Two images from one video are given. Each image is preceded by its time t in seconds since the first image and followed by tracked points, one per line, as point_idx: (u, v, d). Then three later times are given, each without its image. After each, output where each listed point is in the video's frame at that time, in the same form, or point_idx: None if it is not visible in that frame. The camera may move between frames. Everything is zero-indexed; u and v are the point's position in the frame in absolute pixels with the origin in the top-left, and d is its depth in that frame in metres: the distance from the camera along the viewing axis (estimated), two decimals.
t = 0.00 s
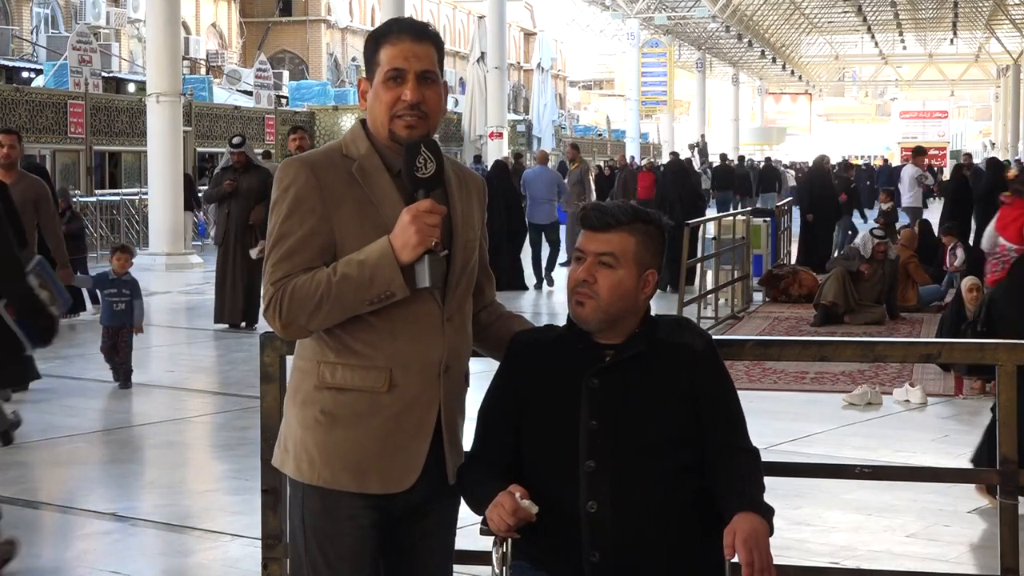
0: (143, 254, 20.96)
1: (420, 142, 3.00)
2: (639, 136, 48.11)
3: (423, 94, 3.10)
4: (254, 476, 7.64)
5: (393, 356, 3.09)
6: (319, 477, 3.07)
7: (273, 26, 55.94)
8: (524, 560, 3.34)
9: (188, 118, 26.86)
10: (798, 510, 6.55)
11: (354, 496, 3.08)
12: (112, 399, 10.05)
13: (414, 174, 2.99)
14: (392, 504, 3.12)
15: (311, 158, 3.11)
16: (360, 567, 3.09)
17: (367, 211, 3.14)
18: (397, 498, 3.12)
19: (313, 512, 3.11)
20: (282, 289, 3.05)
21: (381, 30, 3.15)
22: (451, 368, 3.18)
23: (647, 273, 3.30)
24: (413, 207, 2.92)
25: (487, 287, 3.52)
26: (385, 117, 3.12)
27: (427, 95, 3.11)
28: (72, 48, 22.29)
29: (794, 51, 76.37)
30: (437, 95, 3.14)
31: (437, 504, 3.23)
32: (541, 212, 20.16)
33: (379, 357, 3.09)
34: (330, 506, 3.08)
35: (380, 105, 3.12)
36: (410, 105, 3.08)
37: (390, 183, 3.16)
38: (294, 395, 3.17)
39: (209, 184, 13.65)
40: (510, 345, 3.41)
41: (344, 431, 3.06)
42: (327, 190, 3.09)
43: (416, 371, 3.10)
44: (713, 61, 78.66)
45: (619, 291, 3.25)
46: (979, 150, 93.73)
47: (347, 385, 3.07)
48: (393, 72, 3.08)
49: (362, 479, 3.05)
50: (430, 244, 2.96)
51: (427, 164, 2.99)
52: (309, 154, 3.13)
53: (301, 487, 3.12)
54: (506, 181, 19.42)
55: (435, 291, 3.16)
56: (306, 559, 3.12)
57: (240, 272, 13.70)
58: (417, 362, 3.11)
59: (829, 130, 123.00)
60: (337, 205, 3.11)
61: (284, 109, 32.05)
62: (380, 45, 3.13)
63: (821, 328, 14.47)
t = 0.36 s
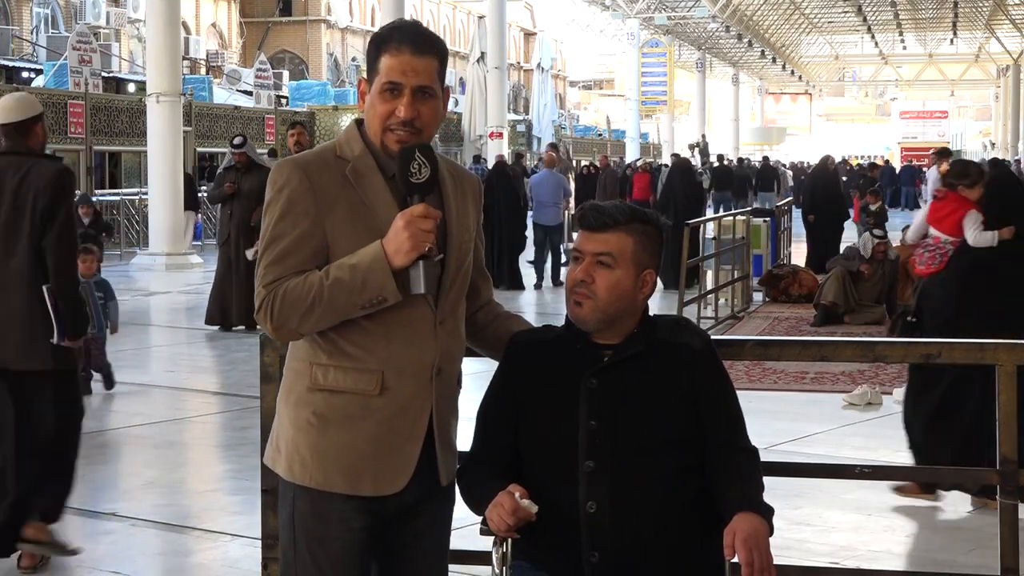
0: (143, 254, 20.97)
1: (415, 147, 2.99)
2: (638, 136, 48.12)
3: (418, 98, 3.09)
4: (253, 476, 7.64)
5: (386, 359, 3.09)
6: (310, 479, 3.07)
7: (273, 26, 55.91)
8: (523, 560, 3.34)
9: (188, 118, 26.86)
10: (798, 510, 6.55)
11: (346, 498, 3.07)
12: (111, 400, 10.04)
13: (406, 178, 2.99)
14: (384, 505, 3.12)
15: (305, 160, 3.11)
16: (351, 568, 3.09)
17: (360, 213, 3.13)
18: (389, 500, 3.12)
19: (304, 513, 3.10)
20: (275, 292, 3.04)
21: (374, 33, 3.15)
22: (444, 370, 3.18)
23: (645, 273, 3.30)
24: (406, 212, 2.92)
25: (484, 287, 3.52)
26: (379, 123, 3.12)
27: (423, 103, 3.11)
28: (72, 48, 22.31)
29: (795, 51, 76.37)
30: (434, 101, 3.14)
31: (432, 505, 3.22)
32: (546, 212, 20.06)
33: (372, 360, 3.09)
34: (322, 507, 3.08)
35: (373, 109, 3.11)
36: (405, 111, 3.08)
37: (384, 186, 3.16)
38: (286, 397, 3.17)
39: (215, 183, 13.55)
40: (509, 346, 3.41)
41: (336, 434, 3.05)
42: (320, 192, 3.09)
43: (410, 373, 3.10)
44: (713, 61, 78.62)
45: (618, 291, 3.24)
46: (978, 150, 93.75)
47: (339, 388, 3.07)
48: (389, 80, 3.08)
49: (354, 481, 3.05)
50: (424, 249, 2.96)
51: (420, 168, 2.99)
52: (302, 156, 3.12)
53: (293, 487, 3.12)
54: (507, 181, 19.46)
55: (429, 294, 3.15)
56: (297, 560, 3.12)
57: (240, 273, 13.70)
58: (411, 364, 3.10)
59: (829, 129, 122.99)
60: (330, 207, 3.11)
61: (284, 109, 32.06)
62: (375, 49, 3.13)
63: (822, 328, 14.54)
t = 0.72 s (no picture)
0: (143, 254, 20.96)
1: (406, 157, 2.98)
2: (638, 136, 48.11)
3: (408, 96, 3.09)
4: (253, 476, 7.64)
5: (381, 362, 3.09)
6: (307, 482, 3.08)
7: (273, 26, 55.90)
8: (524, 560, 3.34)
9: (188, 118, 26.85)
10: (798, 510, 6.55)
11: (343, 502, 3.08)
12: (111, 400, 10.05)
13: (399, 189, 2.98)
14: (380, 508, 3.12)
15: (297, 165, 3.10)
16: (348, 568, 3.09)
17: (353, 218, 3.13)
18: (385, 503, 3.12)
19: (301, 514, 3.12)
20: (268, 301, 3.05)
21: (363, 33, 3.15)
22: (439, 374, 3.18)
23: (643, 274, 3.29)
24: (400, 223, 2.92)
25: (483, 285, 3.51)
26: (370, 122, 3.11)
27: (412, 98, 3.10)
28: (72, 48, 22.35)
29: (794, 51, 76.36)
30: (423, 96, 3.13)
31: (430, 507, 3.22)
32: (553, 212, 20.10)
33: (368, 365, 3.09)
34: (319, 511, 3.09)
35: (365, 109, 3.11)
36: (395, 108, 3.08)
37: (377, 187, 3.15)
38: (283, 401, 3.17)
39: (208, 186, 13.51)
40: (508, 345, 3.41)
41: (331, 438, 3.06)
42: (312, 197, 3.09)
43: (405, 376, 3.10)
44: (713, 61, 78.62)
45: (616, 292, 3.24)
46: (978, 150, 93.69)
47: (336, 392, 3.06)
48: (377, 78, 3.08)
49: (350, 486, 3.06)
50: (418, 260, 2.96)
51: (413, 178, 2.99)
52: (294, 162, 3.13)
53: (289, 489, 3.13)
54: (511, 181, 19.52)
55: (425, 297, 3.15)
56: (295, 562, 3.13)
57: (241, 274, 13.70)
58: (406, 367, 3.10)
59: (830, 129, 122.96)
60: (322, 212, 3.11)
61: (284, 109, 32.07)
62: (365, 49, 3.12)
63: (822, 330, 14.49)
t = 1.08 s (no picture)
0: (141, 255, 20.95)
1: (403, 165, 2.98)
2: (638, 136, 48.15)
3: (402, 91, 3.10)
4: (254, 476, 7.64)
5: (378, 363, 3.09)
6: (306, 485, 3.08)
7: (273, 26, 55.92)
8: (524, 560, 3.33)
9: (188, 117, 26.86)
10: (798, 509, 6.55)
11: (340, 503, 3.08)
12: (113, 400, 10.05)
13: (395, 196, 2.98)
14: (378, 509, 3.12)
15: (292, 167, 3.11)
16: (347, 568, 3.09)
17: (347, 220, 3.13)
18: (384, 504, 3.12)
19: (300, 516, 3.12)
20: (263, 304, 3.04)
21: (356, 31, 3.15)
22: (437, 373, 3.17)
23: (643, 273, 3.28)
24: (396, 234, 2.92)
25: (483, 283, 3.51)
26: (365, 118, 3.11)
27: (407, 93, 3.11)
28: (73, 48, 22.39)
29: (795, 51, 76.40)
30: (417, 91, 3.14)
31: (428, 508, 3.22)
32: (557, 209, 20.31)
33: (366, 366, 3.09)
34: (317, 512, 3.09)
35: (359, 105, 3.11)
36: (390, 102, 3.08)
37: (372, 187, 3.15)
38: (281, 403, 3.17)
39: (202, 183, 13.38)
40: (507, 345, 3.40)
41: (329, 439, 3.06)
42: (305, 199, 3.09)
43: (402, 377, 3.10)
44: (713, 61, 78.63)
45: (615, 292, 3.24)
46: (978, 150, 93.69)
47: (334, 393, 3.07)
48: (372, 73, 3.08)
49: (347, 486, 3.06)
50: (414, 269, 2.96)
51: (408, 187, 2.99)
52: (289, 163, 3.13)
53: (288, 490, 3.13)
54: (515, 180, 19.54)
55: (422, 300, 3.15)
56: (292, 563, 3.13)
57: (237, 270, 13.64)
58: (404, 368, 3.10)
59: (829, 130, 122.96)
60: (316, 214, 3.11)
61: (284, 109, 32.07)
62: (358, 48, 3.12)
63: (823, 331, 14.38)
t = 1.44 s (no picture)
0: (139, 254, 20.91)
1: (412, 175, 3.01)
2: (638, 136, 48.17)
3: (406, 90, 3.10)
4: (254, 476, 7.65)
5: (382, 364, 3.09)
6: (310, 484, 3.07)
7: (273, 26, 55.91)
8: (524, 559, 3.34)
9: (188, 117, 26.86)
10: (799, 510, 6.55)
11: (344, 503, 3.08)
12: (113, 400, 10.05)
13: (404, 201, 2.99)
14: (383, 510, 3.13)
15: (295, 166, 3.11)
16: (352, 569, 3.09)
17: (350, 220, 3.13)
18: (388, 504, 3.12)
19: (304, 516, 3.11)
20: (266, 304, 3.04)
21: (360, 29, 3.15)
22: (441, 373, 3.17)
23: (643, 274, 3.28)
24: (405, 242, 2.94)
25: (483, 283, 3.51)
26: (369, 117, 3.11)
27: (410, 92, 3.11)
28: (73, 48, 22.40)
29: (795, 51, 76.41)
30: (421, 91, 3.14)
31: (432, 508, 3.22)
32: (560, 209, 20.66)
33: (370, 366, 3.09)
34: (320, 512, 3.09)
35: (363, 103, 3.11)
36: (395, 101, 3.08)
37: (377, 187, 3.15)
38: (284, 404, 3.16)
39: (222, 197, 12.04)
40: (507, 345, 3.40)
41: (334, 440, 3.06)
42: (310, 200, 3.09)
43: (407, 378, 3.10)
44: (713, 61, 78.60)
45: (616, 292, 3.24)
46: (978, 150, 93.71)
47: (338, 393, 3.07)
48: (376, 71, 3.08)
49: (351, 486, 3.05)
50: (421, 278, 2.98)
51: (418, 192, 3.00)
52: (293, 163, 3.13)
53: (293, 491, 3.12)
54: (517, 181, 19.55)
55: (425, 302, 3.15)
56: (295, 564, 3.13)
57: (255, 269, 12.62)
58: (408, 368, 3.11)
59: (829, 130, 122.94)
60: (320, 213, 3.11)
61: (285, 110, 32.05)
62: (362, 45, 3.13)
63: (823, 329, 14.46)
